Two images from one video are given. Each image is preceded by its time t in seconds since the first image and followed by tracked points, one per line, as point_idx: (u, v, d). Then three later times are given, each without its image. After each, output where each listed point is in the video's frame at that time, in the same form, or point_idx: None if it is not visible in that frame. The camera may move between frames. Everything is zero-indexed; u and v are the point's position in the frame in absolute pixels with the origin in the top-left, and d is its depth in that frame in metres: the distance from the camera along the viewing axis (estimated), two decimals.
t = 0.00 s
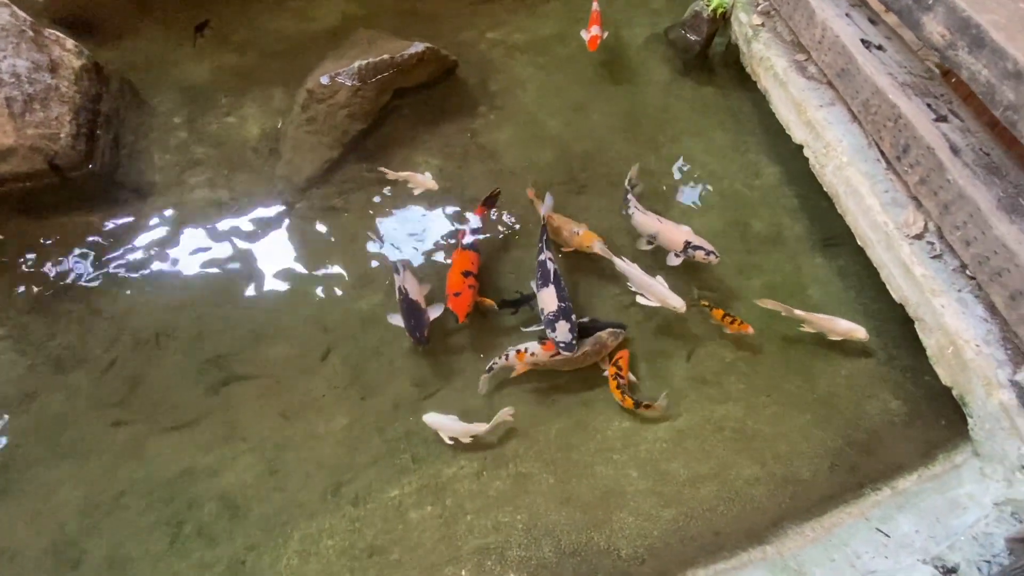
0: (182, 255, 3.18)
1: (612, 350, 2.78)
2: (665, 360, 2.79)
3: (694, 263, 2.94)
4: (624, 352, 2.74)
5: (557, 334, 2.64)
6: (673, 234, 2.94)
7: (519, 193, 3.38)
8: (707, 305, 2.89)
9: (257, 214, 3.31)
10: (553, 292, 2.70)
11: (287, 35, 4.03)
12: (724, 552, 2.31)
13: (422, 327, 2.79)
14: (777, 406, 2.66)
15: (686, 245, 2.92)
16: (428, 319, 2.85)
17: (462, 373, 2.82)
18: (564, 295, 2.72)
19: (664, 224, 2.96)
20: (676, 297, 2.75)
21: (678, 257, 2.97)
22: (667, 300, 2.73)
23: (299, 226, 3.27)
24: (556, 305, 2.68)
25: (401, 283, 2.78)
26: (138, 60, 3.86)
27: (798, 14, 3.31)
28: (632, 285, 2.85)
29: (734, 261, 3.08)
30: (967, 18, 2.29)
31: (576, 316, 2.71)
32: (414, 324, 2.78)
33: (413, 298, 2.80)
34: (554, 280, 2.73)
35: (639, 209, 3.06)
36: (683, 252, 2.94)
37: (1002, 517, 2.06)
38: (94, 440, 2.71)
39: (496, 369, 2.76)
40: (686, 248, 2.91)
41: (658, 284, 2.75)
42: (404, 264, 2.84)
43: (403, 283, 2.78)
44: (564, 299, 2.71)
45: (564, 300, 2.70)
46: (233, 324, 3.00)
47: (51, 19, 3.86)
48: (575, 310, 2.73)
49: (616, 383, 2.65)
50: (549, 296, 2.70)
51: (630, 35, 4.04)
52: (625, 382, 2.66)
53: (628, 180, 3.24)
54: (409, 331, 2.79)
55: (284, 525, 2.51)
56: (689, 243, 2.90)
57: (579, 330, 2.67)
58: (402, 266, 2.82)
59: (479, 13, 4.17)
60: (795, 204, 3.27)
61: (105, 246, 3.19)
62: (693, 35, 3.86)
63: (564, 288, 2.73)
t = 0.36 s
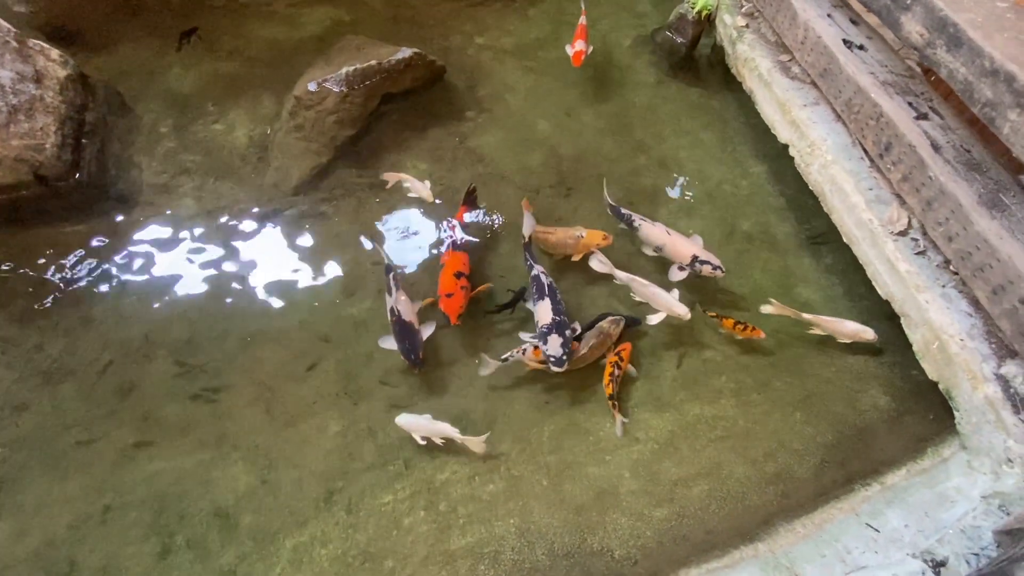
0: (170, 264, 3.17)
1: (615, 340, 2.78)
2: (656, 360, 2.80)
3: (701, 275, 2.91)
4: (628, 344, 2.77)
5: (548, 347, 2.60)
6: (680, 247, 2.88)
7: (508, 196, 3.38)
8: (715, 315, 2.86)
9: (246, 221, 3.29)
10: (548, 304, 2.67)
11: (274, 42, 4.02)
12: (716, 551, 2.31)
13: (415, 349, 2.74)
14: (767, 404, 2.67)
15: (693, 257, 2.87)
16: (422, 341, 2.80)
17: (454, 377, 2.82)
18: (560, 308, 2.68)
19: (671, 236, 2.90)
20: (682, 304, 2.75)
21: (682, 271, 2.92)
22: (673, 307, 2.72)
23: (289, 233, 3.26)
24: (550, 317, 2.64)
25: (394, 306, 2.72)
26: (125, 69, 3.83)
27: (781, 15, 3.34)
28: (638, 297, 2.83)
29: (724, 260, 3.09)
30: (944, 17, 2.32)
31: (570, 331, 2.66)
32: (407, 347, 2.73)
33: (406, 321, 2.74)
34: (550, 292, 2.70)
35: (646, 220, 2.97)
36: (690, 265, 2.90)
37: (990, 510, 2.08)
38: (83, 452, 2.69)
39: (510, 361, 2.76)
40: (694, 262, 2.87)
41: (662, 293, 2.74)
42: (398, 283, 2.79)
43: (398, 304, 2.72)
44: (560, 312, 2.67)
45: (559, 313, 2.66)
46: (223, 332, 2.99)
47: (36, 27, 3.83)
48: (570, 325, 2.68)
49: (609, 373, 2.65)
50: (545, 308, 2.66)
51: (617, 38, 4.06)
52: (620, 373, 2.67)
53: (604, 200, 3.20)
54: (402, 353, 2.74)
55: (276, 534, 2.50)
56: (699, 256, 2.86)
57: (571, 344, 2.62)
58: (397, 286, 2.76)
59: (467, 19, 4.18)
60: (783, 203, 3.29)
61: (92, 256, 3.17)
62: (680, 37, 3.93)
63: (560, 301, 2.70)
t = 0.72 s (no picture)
0: (162, 275, 3.15)
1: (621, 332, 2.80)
2: (651, 361, 2.81)
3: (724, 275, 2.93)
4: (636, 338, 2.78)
5: (532, 363, 2.62)
6: (697, 260, 2.87)
7: (500, 200, 3.38)
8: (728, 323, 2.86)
9: (237, 230, 3.28)
10: (543, 320, 2.67)
11: (263, 51, 4.02)
12: (714, 551, 2.31)
13: (415, 370, 2.70)
14: (762, 403, 2.68)
15: (713, 266, 2.87)
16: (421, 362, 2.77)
17: (449, 382, 2.82)
18: (556, 326, 2.66)
19: (685, 253, 2.87)
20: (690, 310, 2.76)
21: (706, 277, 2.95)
22: (681, 315, 2.74)
23: (281, 240, 3.25)
24: (542, 333, 2.64)
25: (390, 327, 2.71)
26: (113, 79, 3.82)
27: (767, 17, 3.36)
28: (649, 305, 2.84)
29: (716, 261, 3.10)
30: (927, 17, 2.34)
31: (561, 350, 2.63)
32: (408, 368, 2.69)
33: (403, 341, 2.72)
34: (549, 309, 2.69)
35: (655, 238, 2.92)
36: (710, 272, 2.90)
37: (984, 504, 2.09)
38: (75, 466, 2.67)
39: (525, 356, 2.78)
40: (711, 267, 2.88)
41: (671, 300, 2.76)
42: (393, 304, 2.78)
43: (391, 324, 2.71)
44: (555, 329, 2.66)
45: (552, 331, 2.65)
46: (215, 342, 2.97)
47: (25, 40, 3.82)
48: (564, 344, 2.65)
49: (612, 366, 2.68)
50: (540, 322, 2.67)
51: (606, 42, 4.08)
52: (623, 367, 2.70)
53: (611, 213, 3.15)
54: (403, 375, 2.70)
55: (273, 544, 2.48)
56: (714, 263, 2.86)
57: (557, 364, 2.61)
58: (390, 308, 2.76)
59: (456, 25, 4.19)
60: (774, 203, 3.31)
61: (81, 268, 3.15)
62: (668, 40, 3.94)
63: (558, 319, 2.68)
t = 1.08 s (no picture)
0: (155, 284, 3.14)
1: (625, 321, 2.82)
2: (646, 362, 2.81)
3: (739, 281, 2.94)
4: (641, 331, 2.78)
5: (520, 382, 2.60)
6: (718, 263, 2.86)
7: (493, 203, 3.39)
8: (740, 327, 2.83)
9: (228, 237, 3.27)
10: (534, 337, 2.63)
11: (253, 58, 4.01)
12: (710, 548, 2.32)
13: (417, 389, 2.67)
14: (756, 400, 2.69)
15: (731, 270, 2.87)
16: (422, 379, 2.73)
17: (445, 385, 2.82)
18: (546, 343, 2.63)
19: (706, 255, 2.87)
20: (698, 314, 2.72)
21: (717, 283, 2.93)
22: (689, 320, 2.70)
23: (274, 247, 3.25)
24: (530, 350, 2.62)
25: (389, 347, 2.64)
26: (102, 88, 3.81)
27: (753, 18, 3.39)
28: (655, 310, 2.81)
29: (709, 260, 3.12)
30: (909, 15, 2.37)
31: (549, 368, 2.62)
32: (408, 387, 2.65)
33: (403, 360, 2.67)
34: (540, 325, 2.64)
35: (672, 248, 2.90)
36: (727, 276, 2.90)
37: (976, 495, 2.11)
38: (67, 478, 2.65)
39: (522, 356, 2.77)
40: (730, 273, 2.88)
41: (678, 304, 2.72)
42: (389, 321, 2.70)
43: (391, 344, 2.64)
44: (545, 347, 2.63)
45: (542, 349, 2.62)
46: (209, 350, 2.97)
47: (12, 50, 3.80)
48: (553, 361, 2.63)
49: (616, 359, 2.68)
50: (530, 336, 2.64)
51: (595, 45, 4.10)
52: (626, 359, 2.71)
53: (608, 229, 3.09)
54: (404, 395, 2.66)
55: (269, 551, 2.48)
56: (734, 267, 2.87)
57: (545, 382, 2.60)
58: (388, 326, 2.68)
59: (446, 30, 4.20)
60: (765, 202, 3.33)
61: (72, 278, 3.13)
62: (658, 41, 3.96)
63: (548, 336, 2.63)
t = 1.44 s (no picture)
0: (142, 296, 3.14)
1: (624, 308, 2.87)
2: (633, 366, 2.83)
3: (751, 292, 2.93)
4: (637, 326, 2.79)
5: (504, 407, 2.59)
6: (728, 273, 2.85)
7: (480, 211, 3.41)
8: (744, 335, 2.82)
9: (215, 248, 3.27)
10: (517, 361, 2.62)
11: (239, 70, 4.02)
12: (697, 550, 2.34)
13: (411, 412, 2.65)
14: (742, 402, 2.72)
15: (742, 280, 2.86)
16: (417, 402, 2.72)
17: (433, 393, 2.83)
18: (530, 367, 2.61)
19: (717, 265, 2.85)
20: (698, 322, 2.72)
21: (728, 293, 2.93)
22: (689, 327, 2.70)
23: (262, 257, 3.25)
24: (514, 375, 2.60)
25: (383, 370, 2.63)
26: (86, 101, 3.80)
27: (731, 27, 3.44)
28: (655, 319, 2.80)
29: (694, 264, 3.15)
30: (877, 23, 2.42)
31: (533, 392, 2.61)
32: (402, 411, 2.64)
33: (396, 384, 2.66)
34: (523, 349, 2.62)
35: (683, 255, 2.89)
36: (738, 287, 2.89)
37: (955, 490, 2.13)
38: (53, 493, 2.63)
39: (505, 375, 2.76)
40: (741, 283, 2.86)
41: (678, 312, 2.72)
42: (380, 344, 2.70)
43: (383, 368, 2.63)
44: (529, 370, 2.61)
45: (525, 373, 2.60)
46: (196, 361, 2.96)
47: None
48: (537, 385, 2.62)
49: (616, 353, 2.70)
50: (512, 361, 2.62)
51: (579, 55, 4.15)
52: (626, 355, 2.73)
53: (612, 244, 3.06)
54: (400, 418, 2.64)
55: (257, 562, 2.47)
56: (746, 277, 2.85)
57: (528, 407, 2.59)
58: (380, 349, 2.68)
59: (432, 41, 4.24)
60: (748, 206, 3.37)
61: (58, 292, 3.12)
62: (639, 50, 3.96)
63: (532, 360, 2.61)
